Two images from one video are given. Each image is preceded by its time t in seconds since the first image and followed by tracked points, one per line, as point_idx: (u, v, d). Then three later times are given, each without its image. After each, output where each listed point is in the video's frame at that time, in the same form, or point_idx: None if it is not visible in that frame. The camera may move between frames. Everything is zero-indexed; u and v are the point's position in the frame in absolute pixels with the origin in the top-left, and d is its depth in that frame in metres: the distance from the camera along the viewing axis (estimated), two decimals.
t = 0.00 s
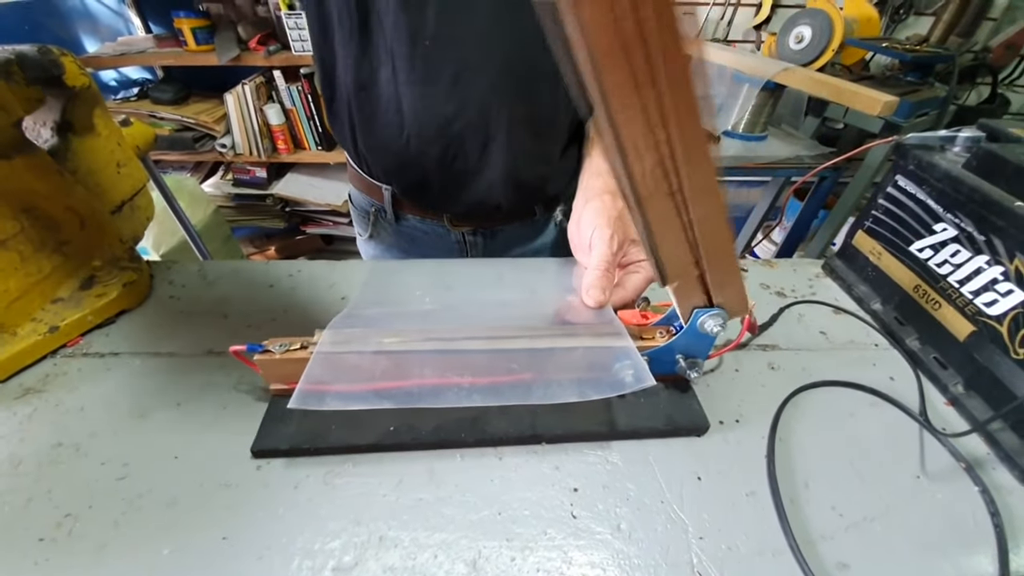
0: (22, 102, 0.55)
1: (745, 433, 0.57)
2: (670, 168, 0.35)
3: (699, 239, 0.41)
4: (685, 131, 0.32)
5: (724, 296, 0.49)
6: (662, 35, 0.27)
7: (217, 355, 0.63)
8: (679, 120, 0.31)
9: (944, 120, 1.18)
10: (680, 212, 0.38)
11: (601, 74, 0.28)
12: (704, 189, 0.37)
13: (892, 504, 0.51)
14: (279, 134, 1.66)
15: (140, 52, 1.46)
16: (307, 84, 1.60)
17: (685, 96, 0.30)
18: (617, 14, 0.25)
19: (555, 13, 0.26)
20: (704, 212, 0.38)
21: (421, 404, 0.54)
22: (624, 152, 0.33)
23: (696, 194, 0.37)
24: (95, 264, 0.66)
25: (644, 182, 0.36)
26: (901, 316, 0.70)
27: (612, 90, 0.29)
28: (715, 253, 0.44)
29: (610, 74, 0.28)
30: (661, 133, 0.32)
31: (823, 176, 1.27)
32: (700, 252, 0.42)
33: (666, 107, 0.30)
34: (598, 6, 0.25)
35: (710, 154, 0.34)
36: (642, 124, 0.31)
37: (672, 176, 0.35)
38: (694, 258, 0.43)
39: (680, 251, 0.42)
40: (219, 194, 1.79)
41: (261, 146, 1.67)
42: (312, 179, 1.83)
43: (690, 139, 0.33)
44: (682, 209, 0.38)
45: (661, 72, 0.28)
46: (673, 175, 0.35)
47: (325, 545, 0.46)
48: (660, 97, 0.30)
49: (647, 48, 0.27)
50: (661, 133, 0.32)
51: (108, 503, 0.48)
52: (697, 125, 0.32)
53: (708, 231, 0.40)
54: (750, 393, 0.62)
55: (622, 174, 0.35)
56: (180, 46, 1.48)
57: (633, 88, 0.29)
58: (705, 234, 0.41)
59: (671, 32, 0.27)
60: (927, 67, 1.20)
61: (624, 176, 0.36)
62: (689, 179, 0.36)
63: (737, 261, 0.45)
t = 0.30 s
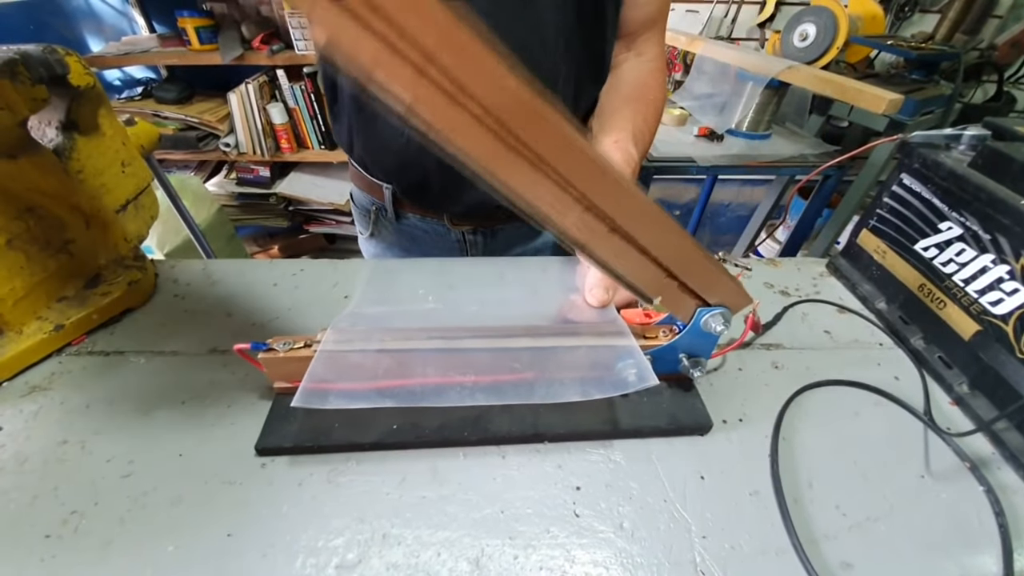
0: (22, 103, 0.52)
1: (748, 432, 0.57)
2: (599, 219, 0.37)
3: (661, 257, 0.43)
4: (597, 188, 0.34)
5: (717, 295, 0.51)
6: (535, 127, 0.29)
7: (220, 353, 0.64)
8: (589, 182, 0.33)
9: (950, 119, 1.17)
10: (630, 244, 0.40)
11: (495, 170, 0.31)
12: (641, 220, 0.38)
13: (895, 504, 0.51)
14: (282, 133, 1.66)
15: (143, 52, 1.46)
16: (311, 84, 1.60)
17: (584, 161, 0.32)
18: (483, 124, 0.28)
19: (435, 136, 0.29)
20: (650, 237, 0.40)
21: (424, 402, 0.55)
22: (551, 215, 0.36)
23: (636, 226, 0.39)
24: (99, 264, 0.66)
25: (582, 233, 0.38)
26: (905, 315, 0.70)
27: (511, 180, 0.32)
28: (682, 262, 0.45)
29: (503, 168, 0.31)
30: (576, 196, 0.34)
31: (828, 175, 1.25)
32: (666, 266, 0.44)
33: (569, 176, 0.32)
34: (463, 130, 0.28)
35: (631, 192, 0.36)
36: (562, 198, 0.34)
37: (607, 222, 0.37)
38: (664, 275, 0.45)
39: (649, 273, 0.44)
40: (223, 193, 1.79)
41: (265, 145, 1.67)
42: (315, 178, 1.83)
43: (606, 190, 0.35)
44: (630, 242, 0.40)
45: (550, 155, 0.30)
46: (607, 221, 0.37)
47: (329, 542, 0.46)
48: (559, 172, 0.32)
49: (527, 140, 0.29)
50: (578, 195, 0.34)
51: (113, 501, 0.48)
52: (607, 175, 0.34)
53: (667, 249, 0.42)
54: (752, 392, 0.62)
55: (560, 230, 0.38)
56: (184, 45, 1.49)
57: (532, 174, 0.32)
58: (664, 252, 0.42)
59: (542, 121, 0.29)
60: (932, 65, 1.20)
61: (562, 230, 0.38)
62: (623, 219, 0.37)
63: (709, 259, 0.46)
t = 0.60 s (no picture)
0: (22, 103, 0.52)
1: (748, 432, 0.57)
2: (586, 217, 0.40)
3: (657, 256, 0.45)
4: (577, 182, 0.37)
5: (715, 293, 0.51)
6: (508, 129, 0.34)
7: (220, 353, 0.64)
8: (567, 178, 0.37)
9: (949, 118, 1.17)
10: (622, 242, 0.43)
11: (481, 176, 0.36)
12: (630, 217, 0.41)
13: (895, 502, 0.51)
14: (281, 133, 1.66)
15: (143, 52, 1.46)
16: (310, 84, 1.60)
17: (561, 157, 0.36)
18: (461, 129, 0.33)
19: (427, 155, 0.35)
20: (642, 234, 0.42)
21: (424, 402, 0.55)
22: (542, 220, 0.39)
23: (625, 224, 0.41)
24: (99, 264, 0.66)
25: (574, 235, 0.41)
26: (904, 315, 0.70)
27: (496, 183, 0.36)
28: (678, 262, 0.46)
29: (487, 172, 0.36)
30: (560, 192, 0.38)
31: (827, 175, 1.25)
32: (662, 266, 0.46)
33: (548, 173, 0.36)
34: (446, 139, 0.34)
35: (613, 185, 0.39)
36: (544, 194, 0.38)
37: (595, 219, 0.40)
38: (662, 274, 0.47)
39: (647, 272, 0.46)
40: (222, 193, 1.79)
41: (264, 145, 1.67)
42: (314, 178, 1.83)
43: (587, 186, 0.38)
44: (622, 240, 0.42)
45: (526, 153, 0.35)
46: (595, 218, 0.40)
47: (329, 542, 0.46)
48: (538, 171, 0.36)
49: (503, 142, 0.34)
50: (561, 194, 0.38)
51: (113, 500, 0.48)
52: (590, 170, 0.37)
53: (662, 245, 0.44)
54: (752, 392, 0.62)
55: (556, 239, 0.41)
56: (183, 45, 1.48)
57: (514, 173, 0.36)
58: (658, 250, 0.44)
59: (513, 121, 0.33)
60: (931, 65, 1.20)
61: (558, 239, 0.41)
62: (609, 214, 0.40)
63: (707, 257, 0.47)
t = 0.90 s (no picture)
0: (25, 103, 0.52)
1: (751, 430, 0.57)
2: (586, 219, 0.40)
3: (658, 256, 0.44)
4: (576, 184, 0.37)
5: (718, 293, 0.51)
6: (506, 134, 0.34)
7: (224, 352, 0.64)
8: (567, 182, 0.37)
9: (953, 116, 1.16)
10: (623, 243, 0.42)
11: (480, 181, 0.36)
12: (631, 218, 0.41)
13: (898, 501, 0.51)
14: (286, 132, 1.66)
15: (145, 51, 1.46)
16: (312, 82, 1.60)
17: (560, 161, 0.36)
18: (459, 135, 0.33)
19: (425, 161, 0.35)
20: (643, 235, 0.42)
21: (427, 400, 0.55)
22: (541, 223, 0.39)
23: (626, 225, 0.41)
24: (103, 263, 0.66)
25: (574, 237, 0.41)
26: (908, 313, 0.70)
27: (494, 187, 0.36)
28: (680, 261, 0.46)
29: (485, 176, 0.36)
30: (559, 196, 0.38)
31: (829, 173, 1.25)
32: (664, 265, 0.46)
33: (547, 177, 0.36)
34: (444, 145, 0.34)
35: (613, 187, 0.38)
36: (543, 197, 0.38)
37: (595, 221, 0.40)
38: (665, 274, 0.47)
39: (649, 273, 0.46)
40: (225, 192, 1.79)
41: (266, 143, 1.67)
42: (317, 177, 1.83)
43: (587, 189, 0.38)
44: (623, 241, 0.42)
45: (524, 157, 0.35)
46: (596, 220, 0.40)
47: (332, 539, 0.46)
48: (537, 175, 0.36)
49: (501, 147, 0.34)
50: (561, 197, 0.38)
51: (118, 498, 0.48)
52: (589, 173, 0.37)
53: (663, 246, 0.44)
54: (754, 391, 0.62)
55: (556, 241, 0.41)
56: (185, 44, 1.49)
57: (512, 177, 0.36)
58: (659, 251, 0.44)
59: (510, 126, 0.33)
60: (935, 62, 1.19)
61: (558, 241, 0.41)
62: (609, 216, 0.40)
63: (710, 257, 0.47)
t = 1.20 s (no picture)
0: (27, 101, 0.52)
1: (752, 430, 0.57)
2: (583, 221, 0.40)
3: (657, 257, 0.44)
4: (574, 187, 0.37)
5: (718, 291, 0.51)
6: (502, 140, 0.34)
7: (226, 350, 0.64)
8: (564, 185, 0.37)
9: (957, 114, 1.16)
10: (621, 244, 0.42)
11: (477, 186, 0.36)
12: (629, 220, 0.41)
13: (899, 501, 0.51)
14: (286, 131, 1.66)
15: (147, 50, 1.46)
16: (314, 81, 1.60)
17: (557, 165, 0.36)
18: (456, 142, 0.33)
19: (423, 167, 0.35)
20: (641, 236, 0.42)
21: (429, 399, 0.56)
22: (539, 225, 0.40)
23: (625, 227, 0.41)
24: (105, 261, 0.67)
25: (572, 239, 0.41)
26: (911, 313, 0.70)
27: (492, 192, 0.37)
28: (679, 261, 0.46)
29: (483, 181, 0.36)
30: (556, 199, 0.38)
31: (832, 172, 1.24)
32: (663, 265, 0.46)
33: (544, 181, 0.36)
34: (441, 151, 0.34)
35: (610, 189, 0.38)
36: (541, 200, 0.38)
37: (593, 223, 0.40)
38: (664, 274, 0.47)
39: (648, 273, 0.46)
40: (227, 190, 1.79)
41: (268, 143, 1.67)
42: (319, 176, 1.84)
43: (584, 191, 0.38)
44: (621, 243, 0.42)
45: (521, 162, 0.35)
46: (594, 222, 0.40)
47: (333, 537, 0.47)
48: (534, 179, 0.36)
49: (498, 152, 0.34)
50: (559, 200, 0.38)
51: (120, 496, 0.48)
52: (586, 176, 0.37)
53: (661, 246, 0.44)
54: (756, 390, 0.62)
55: (554, 243, 0.41)
56: (187, 43, 1.49)
57: (510, 182, 0.36)
58: (658, 251, 0.44)
59: (506, 132, 0.33)
60: (938, 61, 1.19)
61: (556, 242, 0.41)
62: (607, 218, 0.40)
63: (709, 256, 0.47)
